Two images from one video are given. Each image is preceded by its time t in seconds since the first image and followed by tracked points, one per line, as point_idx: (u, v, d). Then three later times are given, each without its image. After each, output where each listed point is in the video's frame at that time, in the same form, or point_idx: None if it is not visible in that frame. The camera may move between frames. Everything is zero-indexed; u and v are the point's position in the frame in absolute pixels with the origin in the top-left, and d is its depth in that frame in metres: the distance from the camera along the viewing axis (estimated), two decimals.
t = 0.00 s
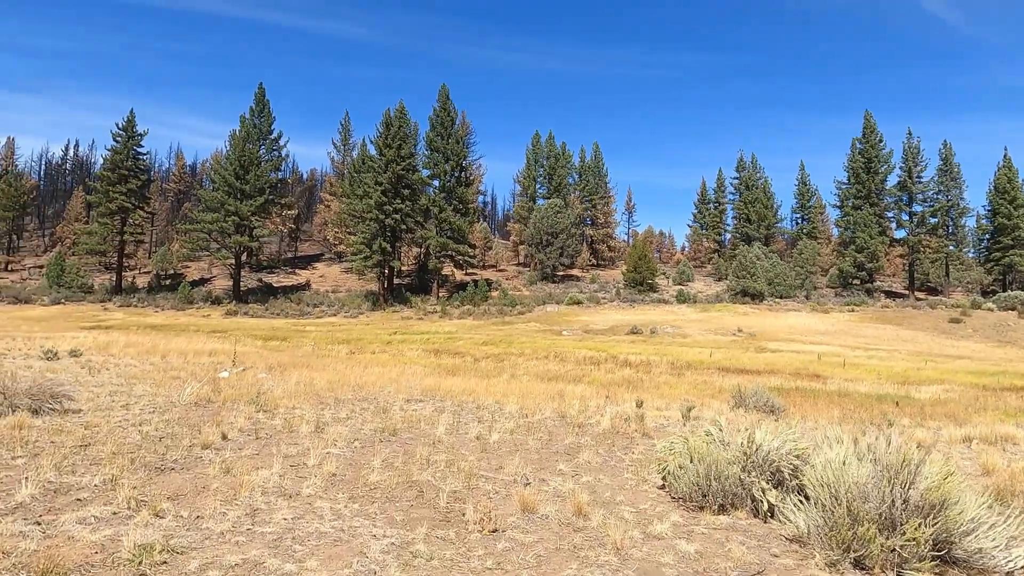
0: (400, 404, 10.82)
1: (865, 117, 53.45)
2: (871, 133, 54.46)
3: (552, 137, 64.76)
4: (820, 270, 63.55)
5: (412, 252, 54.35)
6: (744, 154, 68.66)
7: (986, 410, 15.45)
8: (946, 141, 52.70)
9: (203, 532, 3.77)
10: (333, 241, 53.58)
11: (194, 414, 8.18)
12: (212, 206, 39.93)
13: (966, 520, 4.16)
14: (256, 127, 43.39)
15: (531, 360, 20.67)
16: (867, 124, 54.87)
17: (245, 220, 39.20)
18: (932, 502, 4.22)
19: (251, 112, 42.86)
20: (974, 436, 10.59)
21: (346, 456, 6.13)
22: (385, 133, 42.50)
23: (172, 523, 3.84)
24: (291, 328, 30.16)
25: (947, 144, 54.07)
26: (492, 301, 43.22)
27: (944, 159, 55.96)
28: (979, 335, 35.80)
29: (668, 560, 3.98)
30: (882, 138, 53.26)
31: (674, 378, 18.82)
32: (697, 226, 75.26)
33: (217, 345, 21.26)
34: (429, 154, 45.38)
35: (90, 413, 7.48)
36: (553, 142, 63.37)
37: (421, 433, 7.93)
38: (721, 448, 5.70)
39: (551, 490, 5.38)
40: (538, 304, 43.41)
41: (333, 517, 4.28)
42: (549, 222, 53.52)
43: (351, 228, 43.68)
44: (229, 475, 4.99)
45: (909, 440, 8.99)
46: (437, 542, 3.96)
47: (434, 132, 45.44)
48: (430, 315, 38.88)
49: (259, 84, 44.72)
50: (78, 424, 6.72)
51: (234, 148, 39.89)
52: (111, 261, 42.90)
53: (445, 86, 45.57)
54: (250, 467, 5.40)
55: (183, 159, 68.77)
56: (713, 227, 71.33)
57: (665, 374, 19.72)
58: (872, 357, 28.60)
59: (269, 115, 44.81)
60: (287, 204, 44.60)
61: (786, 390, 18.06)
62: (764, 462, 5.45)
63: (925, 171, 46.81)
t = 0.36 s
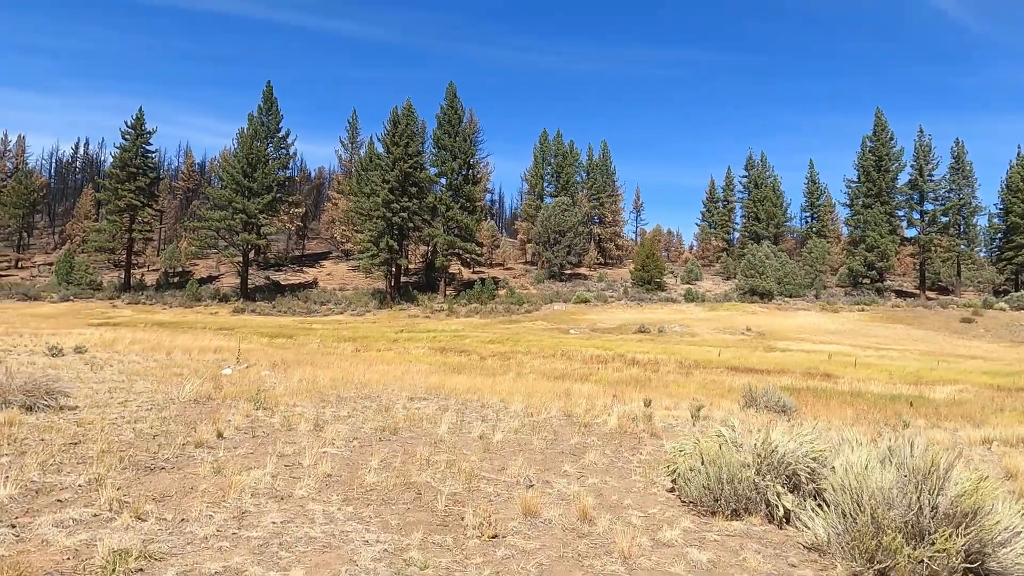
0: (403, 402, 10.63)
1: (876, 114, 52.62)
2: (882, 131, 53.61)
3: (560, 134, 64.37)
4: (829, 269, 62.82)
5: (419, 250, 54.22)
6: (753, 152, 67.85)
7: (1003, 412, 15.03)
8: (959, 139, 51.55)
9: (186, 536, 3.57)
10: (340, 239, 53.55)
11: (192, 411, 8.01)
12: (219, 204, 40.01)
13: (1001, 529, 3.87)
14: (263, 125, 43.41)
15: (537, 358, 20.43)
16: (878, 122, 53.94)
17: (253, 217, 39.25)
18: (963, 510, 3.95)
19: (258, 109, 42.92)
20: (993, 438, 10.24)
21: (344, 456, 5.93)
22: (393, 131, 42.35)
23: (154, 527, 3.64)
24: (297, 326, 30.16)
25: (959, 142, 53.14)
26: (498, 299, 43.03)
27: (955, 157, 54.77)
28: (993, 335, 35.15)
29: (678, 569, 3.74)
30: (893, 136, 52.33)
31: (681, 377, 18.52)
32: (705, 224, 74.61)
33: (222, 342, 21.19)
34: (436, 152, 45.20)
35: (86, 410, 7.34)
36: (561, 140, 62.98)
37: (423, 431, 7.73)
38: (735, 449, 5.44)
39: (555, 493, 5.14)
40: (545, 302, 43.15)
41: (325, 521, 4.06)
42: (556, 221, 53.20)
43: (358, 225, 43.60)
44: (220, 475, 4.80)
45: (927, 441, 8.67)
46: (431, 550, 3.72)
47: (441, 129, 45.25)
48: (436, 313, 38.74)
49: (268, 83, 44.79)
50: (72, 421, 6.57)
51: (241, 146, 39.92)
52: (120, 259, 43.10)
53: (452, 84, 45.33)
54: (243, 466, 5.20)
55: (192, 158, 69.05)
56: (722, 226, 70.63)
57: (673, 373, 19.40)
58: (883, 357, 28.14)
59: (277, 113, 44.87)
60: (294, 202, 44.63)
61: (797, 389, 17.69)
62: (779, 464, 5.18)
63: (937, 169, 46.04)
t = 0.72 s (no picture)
0: (414, 400, 10.43)
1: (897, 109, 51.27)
2: (903, 127, 52.17)
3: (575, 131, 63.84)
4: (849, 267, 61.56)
5: (434, 248, 54.17)
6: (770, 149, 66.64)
7: None
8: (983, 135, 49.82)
9: (175, 542, 3.37)
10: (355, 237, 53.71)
11: (198, 407, 7.88)
12: (236, 202, 40.27)
13: None
14: (279, 123, 43.61)
15: (551, 357, 20.15)
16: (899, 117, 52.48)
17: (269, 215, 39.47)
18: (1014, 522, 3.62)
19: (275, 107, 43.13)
20: None
21: (348, 456, 5.71)
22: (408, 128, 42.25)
23: (140, 532, 3.44)
24: (312, 323, 30.22)
25: (983, 138, 51.62)
26: (513, 297, 42.80)
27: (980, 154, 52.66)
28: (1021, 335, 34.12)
29: None
30: (915, 132, 50.83)
31: (699, 376, 18.10)
32: (721, 222, 73.59)
33: (236, 339, 21.22)
34: (451, 149, 45.03)
35: (91, 406, 7.25)
36: (576, 138, 62.46)
37: (432, 430, 7.50)
38: (759, 453, 5.12)
39: (569, 497, 4.87)
40: (560, 300, 42.82)
41: (322, 525, 3.84)
42: (571, 218, 52.77)
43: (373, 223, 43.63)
44: (217, 476, 4.60)
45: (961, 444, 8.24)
46: (434, 560, 3.47)
47: (456, 127, 45.04)
48: (451, 311, 38.63)
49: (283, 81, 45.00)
50: (74, 417, 6.46)
51: (258, 144, 40.13)
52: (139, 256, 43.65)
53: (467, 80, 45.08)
54: (243, 466, 5.00)
55: (209, 156, 69.76)
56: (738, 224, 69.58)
57: (690, 371, 18.98)
58: (906, 356, 27.40)
59: (293, 111, 45.09)
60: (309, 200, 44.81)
61: (818, 389, 17.19)
62: (806, 470, 4.84)
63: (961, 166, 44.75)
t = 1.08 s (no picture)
0: (426, 396, 10.21)
1: (917, 102, 49.75)
2: (923, 121, 50.59)
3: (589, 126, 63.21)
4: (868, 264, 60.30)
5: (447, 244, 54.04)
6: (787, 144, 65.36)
7: None
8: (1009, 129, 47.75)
9: (167, 548, 3.15)
10: (369, 233, 53.75)
11: (205, 403, 7.71)
12: (251, 198, 40.42)
13: None
14: (294, 119, 43.70)
15: (566, 353, 19.85)
16: (919, 110, 50.90)
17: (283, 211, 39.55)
18: None
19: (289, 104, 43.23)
20: None
21: (356, 454, 5.45)
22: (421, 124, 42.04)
23: (130, 538, 3.22)
24: (326, 319, 30.23)
25: (1007, 132, 49.96)
26: (526, 293, 42.52)
27: (1005, 149, 49.68)
28: None
29: None
30: (935, 126, 49.38)
31: (717, 373, 17.70)
32: (737, 218, 72.51)
33: (250, 334, 21.21)
34: (464, 145, 44.76)
35: (97, 401, 7.14)
36: (590, 133, 61.85)
37: (444, 428, 7.26)
38: (792, 456, 4.76)
39: (589, 500, 4.58)
40: (574, 297, 42.45)
41: (328, 530, 3.58)
42: (584, 214, 52.27)
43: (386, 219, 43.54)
44: (218, 475, 4.39)
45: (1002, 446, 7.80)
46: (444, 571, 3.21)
47: (469, 123, 44.73)
48: (464, 307, 38.45)
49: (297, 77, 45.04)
50: (80, 412, 6.35)
51: (272, 140, 40.22)
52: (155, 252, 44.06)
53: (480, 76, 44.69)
54: (246, 465, 4.78)
55: (224, 153, 70.24)
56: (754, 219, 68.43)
57: (707, 368, 18.55)
58: (928, 354, 26.65)
59: (307, 108, 45.17)
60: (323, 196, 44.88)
61: (841, 387, 16.69)
62: (844, 473, 4.47)
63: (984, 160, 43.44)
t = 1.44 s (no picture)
0: (435, 394, 10.03)
1: (933, 97, 48.62)
2: (940, 115, 49.48)
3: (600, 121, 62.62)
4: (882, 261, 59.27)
5: (457, 240, 53.89)
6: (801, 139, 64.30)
7: None
8: None
9: (158, 563, 2.96)
10: (379, 229, 53.73)
11: (210, 402, 7.57)
12: (262, 193, 40.45)
13: None
14: (305, 115, 43.70)
15: (577, 350, 19.60)
16: (936, 105, 49.74)
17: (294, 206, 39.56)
18: None
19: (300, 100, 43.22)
20: None
21: (363, 458, 5.25)
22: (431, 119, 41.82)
23: (121, 551, 3.03)
24: (335, 314, 30.18)
25: None
26: (536, 289, 42.25)
27: None
28: None
29: None
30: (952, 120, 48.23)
31: (731, 371, 17.37)
32: (749, 214, 71.63)
33: (260, 330, 21.18)
34: (475, 140, 44.48)
35: (102, 399, 7.02)
36: (600, 128, 61.30)
37: (454, 428, 7.06)
38: (822, 464, 4.46)
39: (607, 510, 4.34)
40: (584, 293, 42.10)
41: (331, 543, 3.37)
42: (595, 210, 51.83)
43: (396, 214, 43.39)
44: (219, 479, 4.21)
45: None
46: None
47: (480, 118, 44.42)
48: (474, 303, 38.27)
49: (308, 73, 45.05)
50: (82, 412, 6.23)
51: (283, 135, 40.21)
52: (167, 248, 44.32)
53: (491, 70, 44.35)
54: (249, 470, 4.59)
55: (236, 148, 70.58)
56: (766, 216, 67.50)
57: (721, 366, 18.21)
58: (946, 352, 26.05)
59: (318, 103, 45.15)
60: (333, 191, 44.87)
61: (859, 386, 16.29)
62: (878, 484, 4.19)
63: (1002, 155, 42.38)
